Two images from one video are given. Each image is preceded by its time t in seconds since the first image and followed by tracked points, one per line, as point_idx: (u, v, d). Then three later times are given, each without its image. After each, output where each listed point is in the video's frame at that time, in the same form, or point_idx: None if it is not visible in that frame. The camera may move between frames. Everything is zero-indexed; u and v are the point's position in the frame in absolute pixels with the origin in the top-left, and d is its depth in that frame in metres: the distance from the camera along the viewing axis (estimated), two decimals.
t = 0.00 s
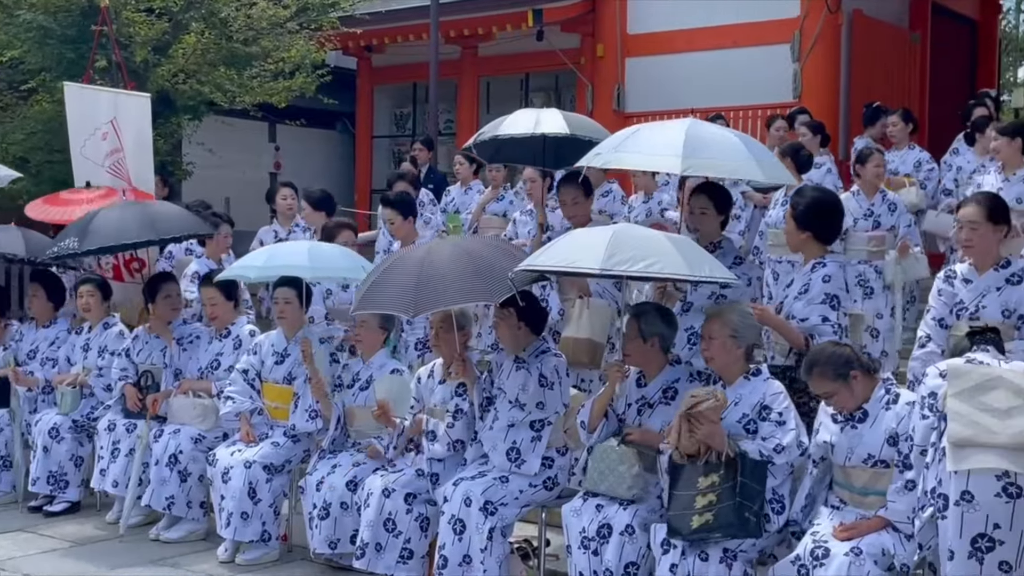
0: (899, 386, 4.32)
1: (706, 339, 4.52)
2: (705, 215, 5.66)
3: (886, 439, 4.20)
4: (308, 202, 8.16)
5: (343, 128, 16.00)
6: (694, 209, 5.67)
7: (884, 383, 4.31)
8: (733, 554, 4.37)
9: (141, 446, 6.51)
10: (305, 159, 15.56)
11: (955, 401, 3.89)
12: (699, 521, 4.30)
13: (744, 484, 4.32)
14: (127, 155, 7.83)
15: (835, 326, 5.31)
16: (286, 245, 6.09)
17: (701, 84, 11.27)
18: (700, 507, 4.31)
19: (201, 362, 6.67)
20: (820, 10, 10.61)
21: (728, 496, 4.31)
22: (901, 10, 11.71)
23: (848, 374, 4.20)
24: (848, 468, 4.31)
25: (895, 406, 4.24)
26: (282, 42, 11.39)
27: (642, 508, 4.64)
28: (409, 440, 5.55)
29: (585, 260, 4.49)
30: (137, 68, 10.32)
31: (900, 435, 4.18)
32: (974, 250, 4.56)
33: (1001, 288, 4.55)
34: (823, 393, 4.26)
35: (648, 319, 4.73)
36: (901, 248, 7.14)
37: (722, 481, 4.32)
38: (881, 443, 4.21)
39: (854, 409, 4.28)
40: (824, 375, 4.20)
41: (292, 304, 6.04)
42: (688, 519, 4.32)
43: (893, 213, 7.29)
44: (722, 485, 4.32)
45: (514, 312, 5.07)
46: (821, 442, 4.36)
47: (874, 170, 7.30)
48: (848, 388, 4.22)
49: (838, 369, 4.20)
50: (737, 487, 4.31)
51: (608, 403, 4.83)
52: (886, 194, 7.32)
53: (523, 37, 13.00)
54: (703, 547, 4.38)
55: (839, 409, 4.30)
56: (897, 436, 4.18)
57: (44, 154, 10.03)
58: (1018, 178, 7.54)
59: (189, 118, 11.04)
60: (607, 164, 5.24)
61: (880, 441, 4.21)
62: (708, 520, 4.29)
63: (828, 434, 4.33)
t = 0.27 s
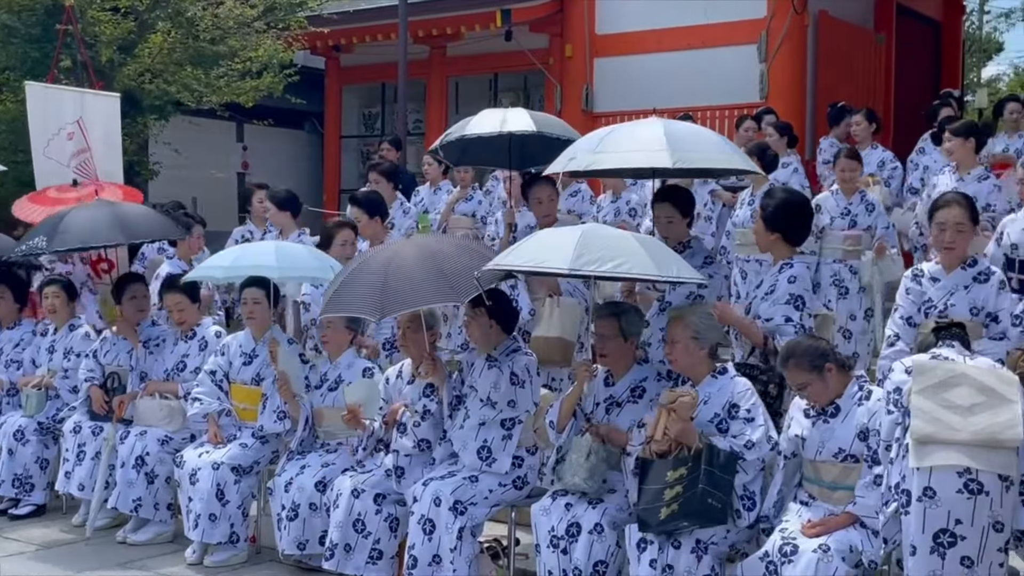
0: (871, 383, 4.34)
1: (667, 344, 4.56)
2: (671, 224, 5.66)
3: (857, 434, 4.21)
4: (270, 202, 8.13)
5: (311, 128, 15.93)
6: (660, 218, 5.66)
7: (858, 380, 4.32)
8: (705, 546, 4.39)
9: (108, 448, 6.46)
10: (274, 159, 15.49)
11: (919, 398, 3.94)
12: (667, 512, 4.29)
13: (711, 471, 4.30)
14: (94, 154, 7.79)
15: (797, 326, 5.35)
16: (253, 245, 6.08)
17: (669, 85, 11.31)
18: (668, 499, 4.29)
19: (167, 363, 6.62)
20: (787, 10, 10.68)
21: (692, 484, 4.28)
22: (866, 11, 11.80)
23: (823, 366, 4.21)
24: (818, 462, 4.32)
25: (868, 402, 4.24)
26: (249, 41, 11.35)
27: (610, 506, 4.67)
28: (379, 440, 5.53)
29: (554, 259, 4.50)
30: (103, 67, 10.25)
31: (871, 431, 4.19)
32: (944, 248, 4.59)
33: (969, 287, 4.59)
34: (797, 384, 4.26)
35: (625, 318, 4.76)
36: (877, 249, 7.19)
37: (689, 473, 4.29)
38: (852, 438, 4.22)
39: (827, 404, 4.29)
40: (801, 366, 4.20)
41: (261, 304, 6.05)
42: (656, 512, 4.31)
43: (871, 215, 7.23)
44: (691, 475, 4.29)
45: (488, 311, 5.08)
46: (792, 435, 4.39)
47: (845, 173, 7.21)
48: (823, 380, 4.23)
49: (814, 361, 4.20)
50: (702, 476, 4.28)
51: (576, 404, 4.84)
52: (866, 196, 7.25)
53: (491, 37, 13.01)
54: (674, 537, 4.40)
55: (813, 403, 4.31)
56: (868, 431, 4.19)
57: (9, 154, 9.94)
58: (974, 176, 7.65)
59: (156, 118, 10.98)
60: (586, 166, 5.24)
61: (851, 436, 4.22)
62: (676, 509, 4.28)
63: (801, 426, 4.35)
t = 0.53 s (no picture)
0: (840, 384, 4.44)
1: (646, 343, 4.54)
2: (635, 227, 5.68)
3: (824, 432, 4.30)
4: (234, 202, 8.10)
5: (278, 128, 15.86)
6: (624, 221, 5.68)
7: (827, 381, 4.42)
8: (670, 545, 4.41)
9: (72, 451, 6.42)
10: (241, 159, 15.42)
11: (881, 396, 3.97)
12: (635, 506, 4.34)
13: (680, 470, 4.32)
14: (60, 154, 7.75)
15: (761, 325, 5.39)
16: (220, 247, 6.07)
17: (636, 85, 11.34)
18: (636, 494, 4.34)
19: (133, 365, 6.57)
20: (753, 12, 10.73)
21: (661, 480, 4.32)
22: (832, 13, 11.88)
23: (796, 359, 4.31)
24: (785, 459, 4.41)
25: (835, 401, 4.34)
26: (215, 40, 11.30)
27: (578, 506, 4.68)
28: (346, 442, 5.51)
29: (517, 261, 4.50)
30: (67, 67, 10.18)
31: (840, 429, 4.28)
32: (920, 245, 4.57)
33: (941, 286, 4.57)
34: (770, 377, 4.36)
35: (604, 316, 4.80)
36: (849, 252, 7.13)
37: (659, 471, 4.33)
38: (820, 436, 4.30)
39: (795, 402, 4.38)
40: (778, 357, 4.30)
41: (227, 305, 5.99)
42: (624, 506, 4.36)
43: (844, 215, 7.17)
44: (661, 471, 4.32)
45: (461, 313, 5.07)
46: (760, 434, 4.48)
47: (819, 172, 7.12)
48: (796, 373, 4.33)
49: (786, 354, 4.30)
50: (672, 473, 4.31)
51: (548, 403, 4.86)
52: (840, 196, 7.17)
53: (459, 38, 13.00)
54: (640, 533, 4.43)
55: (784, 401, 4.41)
56: (836, 430, 4.28)
57: None
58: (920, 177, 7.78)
59: (121, 118, 10.91)
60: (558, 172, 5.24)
61: (819, 433, 4.31)
62: (642, 504, 4.31)
63: (770, 424, 4.43)
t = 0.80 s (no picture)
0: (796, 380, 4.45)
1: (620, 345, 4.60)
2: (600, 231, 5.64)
3: (777, 430, 4.35)
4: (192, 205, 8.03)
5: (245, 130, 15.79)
6: (589, 226, 5.65)
7: (782, 377, 4.44)
8: (631, 544, 4.43)
9: (36, 455, 6.36)
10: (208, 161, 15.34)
11: (846, 395, 4.02)
12: (603, 510, 4.32)
13: (650, 477, 4.33)
14: (24, 155, 7.67)
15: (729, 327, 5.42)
16: (185, 249, 6.09)
17: (605, 87, 11.37)
18: (605, 497, 4.33)
19: (98, 368, 6.53)
20: (720, 14, 10.78)
21: (634, 487, 4.31)
22: (798, 15, 11.96)
23: (766, 351, 4.36)
24: (744, 459, 4.46)
25: (788, 398, 4.38)
26: (181, 41, 11.24)
27: (546, 507, 4.68)
28: (313, 445, 5.48)
29: (487, 262, 4.50)
30: (31, 67, 10.09)
31: (795, 427, 4.33)
32: (890, 249, 4.59)
33: (910, 287, 4.62)
34: (734, 367, 4.39)
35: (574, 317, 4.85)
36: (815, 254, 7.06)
37: (629, 474, 4.32)
38: (773, 434, 4.36)
39: (752, 401, 4.43)
40: (750, 344, 4.34)
41: (193, 308, 5.96)
42: (591, 509, 4.34)
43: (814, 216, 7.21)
44: (631, 476, 4.31)
45: (434, 316, 5.09)
46: (720, 433, 4.51)
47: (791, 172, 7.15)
48: (763, 363, 4.37)
49: (756, 347, 4.35)
50: (645, 481, 4.31)
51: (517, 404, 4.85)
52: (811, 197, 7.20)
53: (428, 39, 12.99)
54: (604, 534, 4.43)
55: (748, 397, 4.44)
56: (788, 427, 4.34)
57: None
58: (870, 176, 7.89)
59: (86, 119, 10.83)
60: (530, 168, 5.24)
61: (773, 431, 4.36)
62: (612, 508, 4.30)
63: (729, 423, 4.49)
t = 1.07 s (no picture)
0: (763, 384, 4.44)
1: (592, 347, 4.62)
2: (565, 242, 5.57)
3: (735, 428, 4.36)
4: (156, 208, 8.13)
5: (214, 132, 15.73)
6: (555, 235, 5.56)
7: (748, 380, 4.43)
8: (592, 544, 4.43)
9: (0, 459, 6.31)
10: (177, 162, 15.26)
11: (816, 397, 4.05)
12: (558, 511, 4.35)
13: (604, 479, 4.35)
14: None
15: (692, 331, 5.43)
16: (152, 252, 6.06)
17: (575, 89, 11.39)
18: (562, 498, 4.35)
19: (65, 369, 6.46)
20: (690, 17, 10.83)
21: (589, 489, 4.33)
22: (767, 19, 12.02)
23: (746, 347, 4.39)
24: (701, 456, 4.47)
25: (750, 400, 4.38)
26: (149, 42, 11.18)
27: (517, 509, 4.67)
28: (282, 449, 5.45)
29: (461, 265, 4.49)
30: None
31: (755, 426, 4.34)
32: (857, 251, 4.65)
33: (876, 290, 4.67)
34: (711, 353, 4.38)
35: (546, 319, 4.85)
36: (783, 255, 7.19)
37: (585, 475, 4.35)
38: (729, 432, 4.37)
39: (717, 399, 4.44)
40: (735, 332, 4.36)
41: (161, 310, 5.93)
42: (548, 510, 4.37)
43: (781, 219, 7.30)
44: (588, 478, 4.34)
45: (408, 317, 5.09)
46: (683, 430, 4.50)
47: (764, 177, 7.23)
48: (741, 355, 4.38)
49: (739, 341, 4.37)
50: (600, 482, 4.33)
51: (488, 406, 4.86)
52: (777, 200, 7.31)
53: (399, 41, 12.97)
54: (564, 535, 4.42)
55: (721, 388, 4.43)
56: (746, 427, 4.35)
57: None
58: (835, 180, 7.94)
59: (52, 121, 10.75)
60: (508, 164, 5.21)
61: (730, 429, 4.37)
62: (567, 509, 4.33)
63: (690, 421, 4.49)
